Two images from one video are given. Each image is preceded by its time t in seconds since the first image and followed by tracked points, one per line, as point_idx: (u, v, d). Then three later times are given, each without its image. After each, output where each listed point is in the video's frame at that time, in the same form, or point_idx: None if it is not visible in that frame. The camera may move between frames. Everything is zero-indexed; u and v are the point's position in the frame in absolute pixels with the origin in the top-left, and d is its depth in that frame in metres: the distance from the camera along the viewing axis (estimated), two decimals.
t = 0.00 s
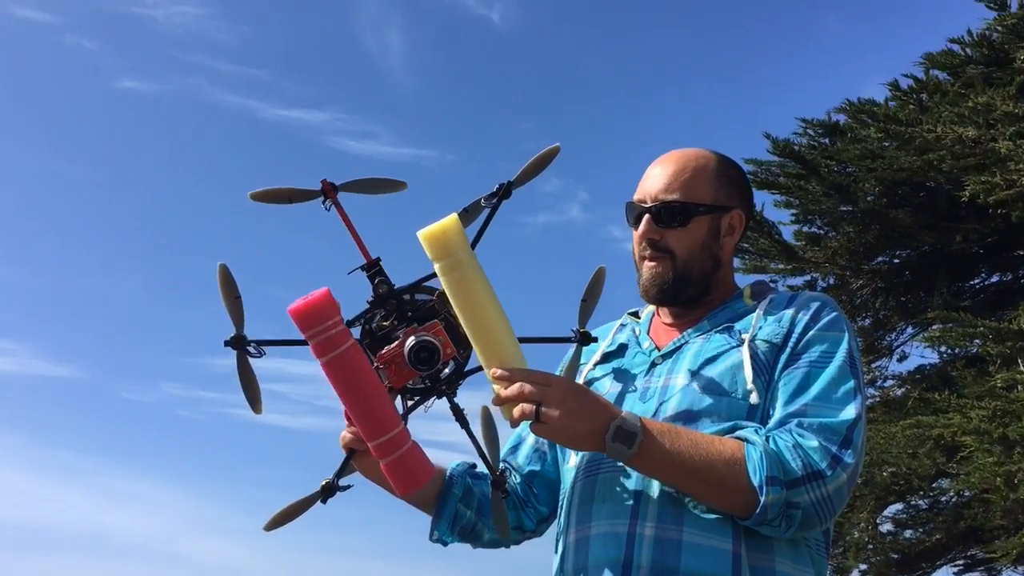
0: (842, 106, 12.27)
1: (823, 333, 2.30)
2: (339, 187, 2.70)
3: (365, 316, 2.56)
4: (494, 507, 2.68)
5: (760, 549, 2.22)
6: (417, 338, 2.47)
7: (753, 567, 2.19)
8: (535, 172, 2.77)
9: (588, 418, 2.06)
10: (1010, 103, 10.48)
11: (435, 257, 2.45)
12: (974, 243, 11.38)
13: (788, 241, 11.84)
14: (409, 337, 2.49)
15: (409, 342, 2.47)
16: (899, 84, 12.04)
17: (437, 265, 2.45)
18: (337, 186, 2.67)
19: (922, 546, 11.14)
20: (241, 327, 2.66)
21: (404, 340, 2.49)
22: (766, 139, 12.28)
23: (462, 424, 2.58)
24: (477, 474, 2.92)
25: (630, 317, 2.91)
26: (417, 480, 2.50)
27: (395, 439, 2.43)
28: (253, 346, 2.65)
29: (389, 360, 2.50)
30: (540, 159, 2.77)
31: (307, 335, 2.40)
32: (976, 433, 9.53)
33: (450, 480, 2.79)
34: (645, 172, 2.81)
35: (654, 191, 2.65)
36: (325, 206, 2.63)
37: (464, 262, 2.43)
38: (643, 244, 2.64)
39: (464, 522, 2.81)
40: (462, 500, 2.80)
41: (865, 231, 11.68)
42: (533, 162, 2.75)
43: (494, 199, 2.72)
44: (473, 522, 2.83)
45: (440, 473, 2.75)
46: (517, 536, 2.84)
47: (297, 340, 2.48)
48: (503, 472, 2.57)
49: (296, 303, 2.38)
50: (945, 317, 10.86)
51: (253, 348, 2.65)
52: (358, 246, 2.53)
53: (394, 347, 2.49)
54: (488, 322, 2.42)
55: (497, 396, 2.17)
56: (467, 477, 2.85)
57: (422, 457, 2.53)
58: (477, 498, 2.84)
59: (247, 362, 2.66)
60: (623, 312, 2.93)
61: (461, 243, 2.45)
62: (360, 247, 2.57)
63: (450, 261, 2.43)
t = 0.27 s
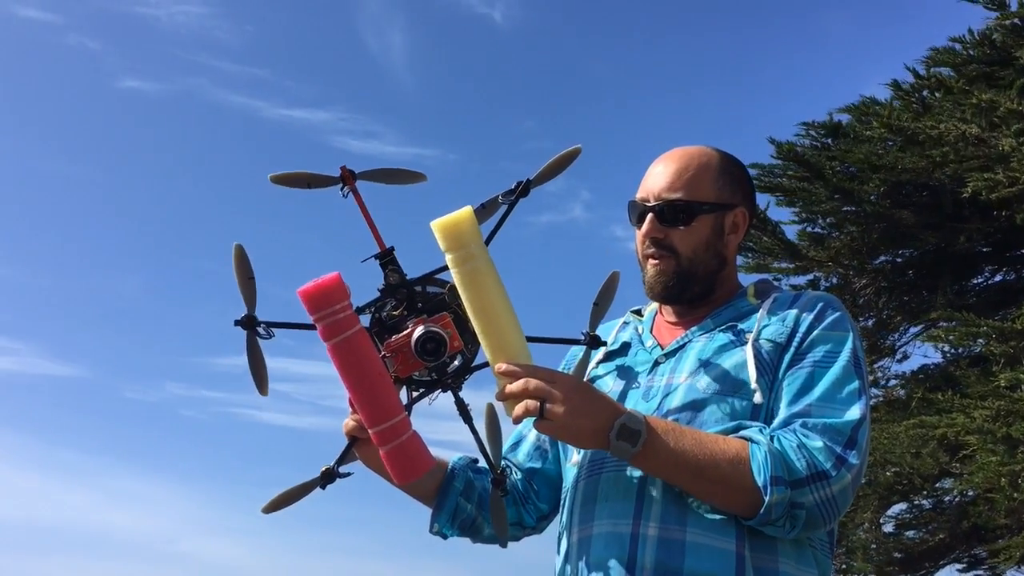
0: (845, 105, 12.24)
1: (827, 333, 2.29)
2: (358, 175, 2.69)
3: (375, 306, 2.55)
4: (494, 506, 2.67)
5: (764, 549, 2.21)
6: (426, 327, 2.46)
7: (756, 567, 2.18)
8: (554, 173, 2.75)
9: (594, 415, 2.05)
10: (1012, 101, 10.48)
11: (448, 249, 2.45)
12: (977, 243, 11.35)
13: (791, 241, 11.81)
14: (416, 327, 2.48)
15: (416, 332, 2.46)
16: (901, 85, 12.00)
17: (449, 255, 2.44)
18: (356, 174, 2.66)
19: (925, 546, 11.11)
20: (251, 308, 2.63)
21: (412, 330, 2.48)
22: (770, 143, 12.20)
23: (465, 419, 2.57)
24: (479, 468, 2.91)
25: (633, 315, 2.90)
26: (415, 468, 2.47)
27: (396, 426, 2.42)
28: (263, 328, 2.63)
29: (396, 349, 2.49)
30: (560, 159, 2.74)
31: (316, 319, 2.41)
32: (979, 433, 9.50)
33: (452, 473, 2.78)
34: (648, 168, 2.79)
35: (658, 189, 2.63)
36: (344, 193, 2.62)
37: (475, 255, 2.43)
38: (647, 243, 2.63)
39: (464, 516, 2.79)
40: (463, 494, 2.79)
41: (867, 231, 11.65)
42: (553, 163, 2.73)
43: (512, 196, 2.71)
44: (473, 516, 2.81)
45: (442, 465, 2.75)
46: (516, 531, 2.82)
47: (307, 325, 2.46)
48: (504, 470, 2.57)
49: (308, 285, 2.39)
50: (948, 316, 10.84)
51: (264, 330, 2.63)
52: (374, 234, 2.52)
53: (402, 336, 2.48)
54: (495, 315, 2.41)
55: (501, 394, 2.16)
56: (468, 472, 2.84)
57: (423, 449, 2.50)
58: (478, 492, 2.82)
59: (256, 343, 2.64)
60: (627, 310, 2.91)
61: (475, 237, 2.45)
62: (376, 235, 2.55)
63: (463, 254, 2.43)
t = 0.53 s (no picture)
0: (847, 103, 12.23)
1: (831, 333, 2.28)
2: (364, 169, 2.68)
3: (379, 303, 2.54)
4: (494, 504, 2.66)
5: (766, 550, 2.20)
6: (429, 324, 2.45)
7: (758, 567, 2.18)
8: (560, 170, 2.73)
9: (597, 415, 2.04)
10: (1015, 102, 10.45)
11: (452, 248, 2.43)
12: (979, 241, 11.33)
13: (793, 239, 11.80)
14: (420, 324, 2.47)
15: (420, 329, 2.45)
16: (902, 79, 12.01)
17: (453, 253, 2.43)
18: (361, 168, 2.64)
19: (927, 545, 11.09)
20: (255, 303, 2.61)
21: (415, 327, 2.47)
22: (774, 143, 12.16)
23: (469, 417, 2.56)
24: (482, 465, 2.90)
25: (636, 313, 2.89)
26: (416, 465, 2.47)
27: (397, 424, 2.41)
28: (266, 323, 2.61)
29: (399, 346, 2.48)
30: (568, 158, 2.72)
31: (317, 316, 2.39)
32: (980, 431, 9.49)
33: (454, 470, 2.77)
34: (653, 167, 2.77)
35: (667, 189, 2.62)
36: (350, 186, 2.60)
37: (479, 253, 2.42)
38: (655, 243, 2.61)
39: (466, 513, 2.79)
40: (465, 491, 2.78)
41: (870, 230, 11.67)
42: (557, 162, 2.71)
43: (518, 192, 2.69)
44: (474, 513, 2.81)
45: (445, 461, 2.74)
46: (517, 529, 2.79)
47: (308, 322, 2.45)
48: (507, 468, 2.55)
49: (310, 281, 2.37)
50: (950, 315, 10.83)
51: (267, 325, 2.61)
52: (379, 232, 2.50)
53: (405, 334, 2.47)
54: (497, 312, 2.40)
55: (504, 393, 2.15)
56: (470, 468, 2.83)
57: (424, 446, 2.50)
58: (480, 489, 2.81)
59: (260, 338, 2.62)
60: (630, 309, 2.91)
61: (480, 236, 2.44)
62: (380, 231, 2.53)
63: (468, 253, 2.42)
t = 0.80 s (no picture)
0: (847, 100, 12.22)
1: (832, 332, 2.28)
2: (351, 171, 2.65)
3: (374, 309, 2.53)
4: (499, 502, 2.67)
5: (766, 550, 2.19)
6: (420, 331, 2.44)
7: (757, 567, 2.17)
8: (554, 162, 2.70)
9: (594, 419, 2.04)
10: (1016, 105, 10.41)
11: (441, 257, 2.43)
12: (978, 239, 11.32)
13: (792, 237, 11.80)
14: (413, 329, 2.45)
15: (413, 335, 2.42)
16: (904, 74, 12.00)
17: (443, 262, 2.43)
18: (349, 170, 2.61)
19: (925, 543, 11.10)
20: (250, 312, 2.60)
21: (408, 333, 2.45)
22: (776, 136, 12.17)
23: (469, 417, 2.55)
24: (482, 464, 2.90)
25: (636, 311, 2.88)
26: (416, 474, 2.47)
27: (395, 435, 2.40)
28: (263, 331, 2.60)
29: (394, 353, 2.47)
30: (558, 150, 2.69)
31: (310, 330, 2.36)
32: (979, 430, 9.50)
33: (455, 469, 2.78)
34: (653, 165, 2.77)
35: (668, 188, 2.61)
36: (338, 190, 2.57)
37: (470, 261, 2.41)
38: (656, 241, 2.60)
39: (467, 513, 2.78)
40: (466, 490, 2.78)
41: (869, 228, 11.68)
42: (556, 152, 2.68)
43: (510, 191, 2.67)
44: (476, 512, 2.80)
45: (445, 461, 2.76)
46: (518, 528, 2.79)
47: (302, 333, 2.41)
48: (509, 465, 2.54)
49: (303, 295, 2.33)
50: (949, 314, 10.82)
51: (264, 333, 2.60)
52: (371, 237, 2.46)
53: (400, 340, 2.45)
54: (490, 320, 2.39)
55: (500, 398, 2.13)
56: (471, 467, 2.83)
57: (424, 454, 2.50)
58: (481, 488, 2.81)
59: (257, 346, 2.62)
60: (630, 306, 2.90)
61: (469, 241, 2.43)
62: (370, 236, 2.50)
63: (458, 259, 2.41)
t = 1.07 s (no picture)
0: (845, 98, 12.22)
1: (829, 328, 2.27)
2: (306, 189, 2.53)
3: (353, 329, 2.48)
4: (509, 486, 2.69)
5: (763, 546, 2.19)
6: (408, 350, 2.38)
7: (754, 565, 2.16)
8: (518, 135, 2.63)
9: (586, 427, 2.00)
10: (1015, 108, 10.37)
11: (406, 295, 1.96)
12: (975, 237, 11.31)
13: (790, 235, 11.83)
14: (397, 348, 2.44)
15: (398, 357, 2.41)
16: (902, 72, 12.00)
17: (407, 298, 1.97)
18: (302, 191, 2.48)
19: (922, 540, 11.12)
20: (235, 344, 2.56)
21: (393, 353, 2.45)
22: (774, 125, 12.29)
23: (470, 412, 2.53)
24: (484, 459, 2.89)
25: (634, 308, 2.87)
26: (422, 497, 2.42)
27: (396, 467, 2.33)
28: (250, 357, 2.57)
29: (381, 371, 2.48)
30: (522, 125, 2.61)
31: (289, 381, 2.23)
32: (976, 428, 9.52)
33: (457, 463, 2.77)
34: (652, 164, 2.77)
35: (666, 186, 2.61)
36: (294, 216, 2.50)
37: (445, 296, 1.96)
38: (654, 239, 2.60)
39: (468, 508, 2.77)
40: (467, 486, 2.77)
41: (866, 225, 11.67)
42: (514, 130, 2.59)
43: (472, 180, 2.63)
44: (476, 507, 2.79)
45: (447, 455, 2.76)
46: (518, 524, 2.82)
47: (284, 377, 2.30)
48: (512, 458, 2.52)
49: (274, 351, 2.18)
50: (946, 312, 10.82)
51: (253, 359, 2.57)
52: (338, 257, 2.32)
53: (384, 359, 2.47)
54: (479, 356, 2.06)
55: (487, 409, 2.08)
56: (472, 463, 2.83)
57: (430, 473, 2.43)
58: (483, 484, 2.81)
59: (250, 371, 2.61)
60: (628, 303, 2.89)
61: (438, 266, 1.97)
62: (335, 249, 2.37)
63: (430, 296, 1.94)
